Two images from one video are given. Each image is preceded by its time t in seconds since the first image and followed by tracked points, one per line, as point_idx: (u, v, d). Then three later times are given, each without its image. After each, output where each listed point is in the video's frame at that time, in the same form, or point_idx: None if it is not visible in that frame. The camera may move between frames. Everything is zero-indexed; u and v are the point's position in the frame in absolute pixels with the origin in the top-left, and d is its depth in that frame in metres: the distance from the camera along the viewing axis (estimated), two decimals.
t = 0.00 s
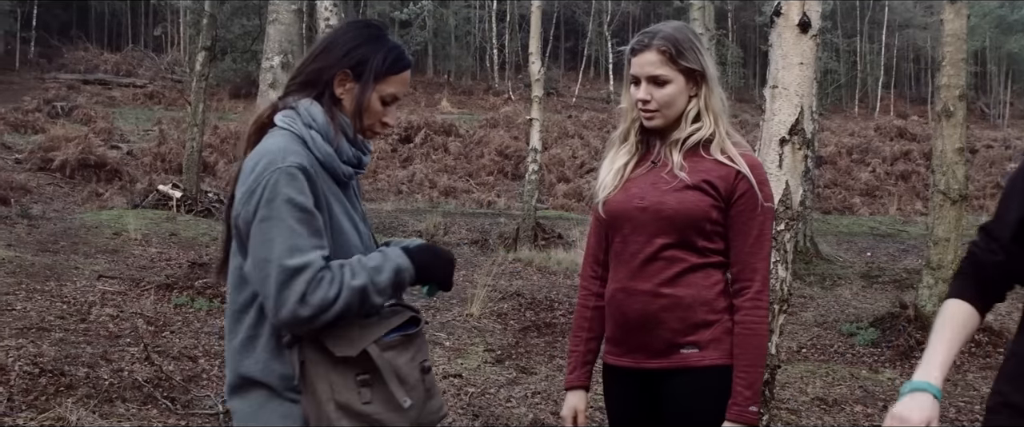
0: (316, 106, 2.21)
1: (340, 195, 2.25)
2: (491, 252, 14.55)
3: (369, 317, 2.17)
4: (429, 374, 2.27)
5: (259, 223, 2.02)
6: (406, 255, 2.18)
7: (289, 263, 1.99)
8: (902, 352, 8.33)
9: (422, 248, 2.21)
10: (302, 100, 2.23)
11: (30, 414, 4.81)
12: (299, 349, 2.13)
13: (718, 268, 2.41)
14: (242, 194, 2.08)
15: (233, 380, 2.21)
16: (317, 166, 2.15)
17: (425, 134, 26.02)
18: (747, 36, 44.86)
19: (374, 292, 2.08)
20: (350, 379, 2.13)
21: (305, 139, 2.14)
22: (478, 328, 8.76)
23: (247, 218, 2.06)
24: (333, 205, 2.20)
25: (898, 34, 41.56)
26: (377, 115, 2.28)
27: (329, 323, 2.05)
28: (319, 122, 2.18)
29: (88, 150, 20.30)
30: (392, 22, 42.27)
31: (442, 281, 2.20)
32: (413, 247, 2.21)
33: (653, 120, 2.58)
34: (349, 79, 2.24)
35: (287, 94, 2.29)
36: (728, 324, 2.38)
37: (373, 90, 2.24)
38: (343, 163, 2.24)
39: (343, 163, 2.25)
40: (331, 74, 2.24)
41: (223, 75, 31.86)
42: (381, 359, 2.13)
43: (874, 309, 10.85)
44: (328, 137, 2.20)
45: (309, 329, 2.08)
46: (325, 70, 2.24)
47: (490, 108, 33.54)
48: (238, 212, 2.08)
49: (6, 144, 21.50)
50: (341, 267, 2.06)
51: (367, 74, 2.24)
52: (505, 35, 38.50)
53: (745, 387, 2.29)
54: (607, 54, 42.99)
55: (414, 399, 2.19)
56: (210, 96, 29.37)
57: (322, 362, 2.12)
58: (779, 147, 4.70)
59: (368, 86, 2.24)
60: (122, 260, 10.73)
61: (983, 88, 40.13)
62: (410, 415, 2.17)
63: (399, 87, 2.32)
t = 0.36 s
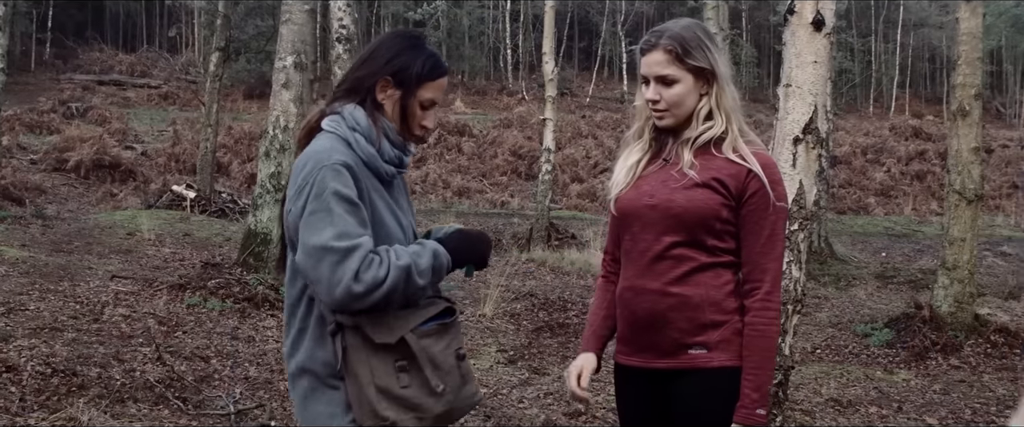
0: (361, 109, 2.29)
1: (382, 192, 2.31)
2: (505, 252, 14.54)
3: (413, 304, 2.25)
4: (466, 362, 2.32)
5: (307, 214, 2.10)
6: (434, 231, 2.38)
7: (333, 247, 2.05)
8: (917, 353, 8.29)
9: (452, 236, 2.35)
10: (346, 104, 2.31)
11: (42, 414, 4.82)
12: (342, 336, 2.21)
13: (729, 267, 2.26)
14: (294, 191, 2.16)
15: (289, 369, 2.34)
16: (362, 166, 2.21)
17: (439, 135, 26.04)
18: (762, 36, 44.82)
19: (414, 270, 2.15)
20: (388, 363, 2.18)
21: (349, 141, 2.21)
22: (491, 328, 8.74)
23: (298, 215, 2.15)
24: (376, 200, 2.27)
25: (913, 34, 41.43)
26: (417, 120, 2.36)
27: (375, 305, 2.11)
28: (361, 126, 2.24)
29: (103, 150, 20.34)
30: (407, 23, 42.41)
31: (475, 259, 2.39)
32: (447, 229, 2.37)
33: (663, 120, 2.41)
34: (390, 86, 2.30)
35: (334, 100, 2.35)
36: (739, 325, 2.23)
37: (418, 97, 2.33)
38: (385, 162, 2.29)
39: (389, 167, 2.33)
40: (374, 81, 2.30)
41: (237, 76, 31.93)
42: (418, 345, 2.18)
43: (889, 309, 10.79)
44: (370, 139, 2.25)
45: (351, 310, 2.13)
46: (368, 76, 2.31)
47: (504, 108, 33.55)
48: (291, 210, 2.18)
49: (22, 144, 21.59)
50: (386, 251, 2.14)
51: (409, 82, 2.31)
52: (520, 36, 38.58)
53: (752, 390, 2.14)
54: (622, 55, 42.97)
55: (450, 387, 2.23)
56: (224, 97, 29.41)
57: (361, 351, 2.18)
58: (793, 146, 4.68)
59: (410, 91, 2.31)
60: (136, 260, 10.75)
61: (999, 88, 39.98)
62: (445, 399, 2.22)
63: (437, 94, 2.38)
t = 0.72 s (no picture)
0: (378, 98, 2.31)
1: (400, 180, 2.32)
2: (518, 253, 14.50)
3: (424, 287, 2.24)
4: (481, 341, 2.29)
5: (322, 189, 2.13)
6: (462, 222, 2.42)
7: (340, 228, 2.08)
8: (932, 356, 8.22)
9: (474, 222, 2.41)
10: (366, 93, 2.33)
11: (52, 415, 4.81)
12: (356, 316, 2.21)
13: (737, 271, 2.22)
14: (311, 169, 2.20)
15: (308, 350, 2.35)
16: (377, 149, 2.25)
17: (453, 135, 26.04)
18: (777, 36, 44.71)
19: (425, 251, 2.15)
20: (401, 342, 2.17)
21: (366, 127, 2.25)
22: (503, 329, 8.72)
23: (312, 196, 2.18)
24: (391, 187, 2.28)
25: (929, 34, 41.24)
26: (436, 108, 2.36)
27: (379, 289, 2.11)
28: (378, 114, 2.28)
29: (118, 151, 20.38)
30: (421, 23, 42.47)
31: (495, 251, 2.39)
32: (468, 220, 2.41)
33: (670, 120, 2.39)
34: (407, 75, 2.32)
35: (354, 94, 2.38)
36: (746, 330, 2.20)
37: (433, 86, 2.33)
38: (402, 149, 2.31)
39: (404, 153, 2.33)
40: (391, 69, 2.32)
41: (251, 76, 31.97)
42: (429, 323, 2.17)
43: (904, 311, 10.72)
44: (386, 125, 2.29)
45: (362, 292, 2.14)
46: (386, 65, 2.33)
47: (518, 109, 33.53)
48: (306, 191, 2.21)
49: (37, 144, 21.66)
50: (394, 236, 2.13)
51: (423, 72, 2.31)
52: (534, 36, 38.58)
53: (758, 396, 2.10)
54: (636, 55, 42.92)
55: (463, 362, 2.21)
56: (239, 97, 29.45)
57: (372, 332, 2.18)
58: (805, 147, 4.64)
59: (426, 79, 2.31)
60: (149, 261, 10.75)
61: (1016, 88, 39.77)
62: (459, 378, 2.19)
63: (454, 82, 2.38)
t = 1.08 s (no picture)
0: (383, 98, 2.27)
1: (405, 179, 2.28)
2: (533, 254, 14.47)
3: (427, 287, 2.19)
4: (487, 343, 2.23)
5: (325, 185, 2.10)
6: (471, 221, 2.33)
7: (344, 227, 2.04)
8: (948, 358, 8.15)
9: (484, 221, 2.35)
10: (370, 93, 2.30)
11: (58, 416, 4.79)
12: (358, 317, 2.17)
13: (742, 273, 2.17)
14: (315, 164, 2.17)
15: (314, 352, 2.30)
16: (381, 148, 2.20)
17: (468, 135, 26.02)
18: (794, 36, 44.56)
19: (431, 248, 2.10)
20: (403, 343, 2.12)
21: (370, 127, 2.21)
22: (516, 330, 8.68)
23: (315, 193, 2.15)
24: (396, 188, 2.23)
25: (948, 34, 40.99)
26: (441, 107, 2.31)
27: (381, 288, 2.06)
28: (382, 112, 2.24)
29: (134, 151, 20.43)
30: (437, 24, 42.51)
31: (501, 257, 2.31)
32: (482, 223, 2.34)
33: (680, 116, 2.34)
34: (409, 74, 2.27)
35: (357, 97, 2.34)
36: (752, 333, 2.14)
37: (437, 83, 2.28)
38: (407, 149, 2.27)
39: (409, 153, 2.29)
40: (392, 68, 2.28)
41: (267, 77, 32.02)
42: (431, 325, 2.12)
43: (920, 312, 10.64)
44: (390, 124, 2.25)
45: (366, 292, 2.09)
46: (387, 66, 2.29)
47: (534, 109, 33.48)
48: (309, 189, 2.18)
49: (54, 145, 21.71)
50: (396, 235, 2.09)
51: (426, 69, 2.27)
52: (551, 37, 38.55)
53: (762, 400, 2.04)
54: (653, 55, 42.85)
55: (465, 363, 2.15)
56: (255, 98, 29.48)
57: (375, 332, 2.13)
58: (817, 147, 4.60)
59: (430, 78, 2.26)
60: (162, 261, 10.76)
61: None
62: (462, 380, 2.14)
63: (459, 79, 2.33)
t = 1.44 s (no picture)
0: (376, 99, 2.26)
1: (401, 179, 2.25)
2: (549, 254, 14.43)
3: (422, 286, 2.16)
4: (480, 347, 2.20)
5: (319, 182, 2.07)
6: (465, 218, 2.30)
7: (334, 226, 2.01)
8: (964, 360, 8.08)
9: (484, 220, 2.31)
10: (364, 93, 2.28)
11: (67, 417, 4.79)
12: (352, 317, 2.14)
13: (741, 274, 2.13)
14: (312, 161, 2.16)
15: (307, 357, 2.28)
16: (376, 147, 2.18)
17: (484, 136, 26.03)
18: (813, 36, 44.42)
19: (431, 249, 2.07)
20: (396, 344, 2.09)
21: (365, 126, 2.19)
22: (529, 331, 8.65)
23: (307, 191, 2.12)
24: (391, 187, 2.21)
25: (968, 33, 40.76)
26: (435, 105, 2.29)
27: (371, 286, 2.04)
28: (376, 112, 2.22)
29: (151, 152, 20.48)
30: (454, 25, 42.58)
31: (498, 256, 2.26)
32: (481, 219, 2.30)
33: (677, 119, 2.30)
34: (402, 76, 2.26)
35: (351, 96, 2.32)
36: (751, 336, 2.10)
37: (428, 82, 2.26)
38: (402, 148, 2.24)
39: (404, 154, 2.27)
40: (385, 69, 2.27)
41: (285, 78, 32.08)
42: (422, 326, 2.09)
43: (938, 314, 10.56)
44: (385, 123, 2.23)
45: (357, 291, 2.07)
46: (382, 65, 2.28)
47: (552, 110, 33.46)
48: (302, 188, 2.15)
49: (72, 146, 21.81)
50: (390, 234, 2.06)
51: (417, 67, 2.24)
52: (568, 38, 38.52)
53: (762, 404, 2.01)
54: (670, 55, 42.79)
55: (455, 366, 2.12)
56: (273, 99, 29.55)
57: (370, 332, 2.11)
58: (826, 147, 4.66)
59: (418, 78, 2.25)
60: (177, 262, 10.78)
61: None
62: (452, 384, 2.11)
63: (455, 78, 2.31)
